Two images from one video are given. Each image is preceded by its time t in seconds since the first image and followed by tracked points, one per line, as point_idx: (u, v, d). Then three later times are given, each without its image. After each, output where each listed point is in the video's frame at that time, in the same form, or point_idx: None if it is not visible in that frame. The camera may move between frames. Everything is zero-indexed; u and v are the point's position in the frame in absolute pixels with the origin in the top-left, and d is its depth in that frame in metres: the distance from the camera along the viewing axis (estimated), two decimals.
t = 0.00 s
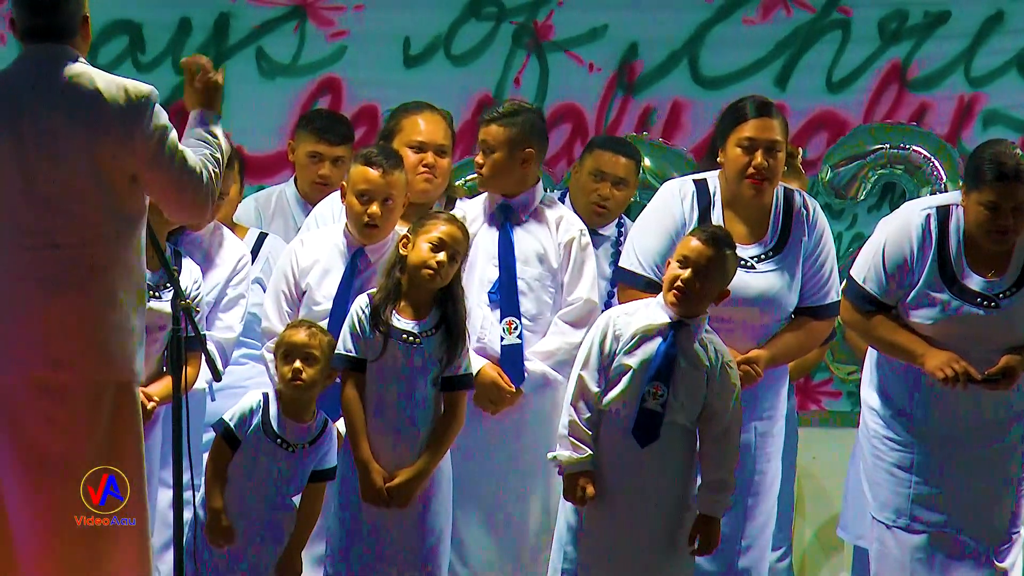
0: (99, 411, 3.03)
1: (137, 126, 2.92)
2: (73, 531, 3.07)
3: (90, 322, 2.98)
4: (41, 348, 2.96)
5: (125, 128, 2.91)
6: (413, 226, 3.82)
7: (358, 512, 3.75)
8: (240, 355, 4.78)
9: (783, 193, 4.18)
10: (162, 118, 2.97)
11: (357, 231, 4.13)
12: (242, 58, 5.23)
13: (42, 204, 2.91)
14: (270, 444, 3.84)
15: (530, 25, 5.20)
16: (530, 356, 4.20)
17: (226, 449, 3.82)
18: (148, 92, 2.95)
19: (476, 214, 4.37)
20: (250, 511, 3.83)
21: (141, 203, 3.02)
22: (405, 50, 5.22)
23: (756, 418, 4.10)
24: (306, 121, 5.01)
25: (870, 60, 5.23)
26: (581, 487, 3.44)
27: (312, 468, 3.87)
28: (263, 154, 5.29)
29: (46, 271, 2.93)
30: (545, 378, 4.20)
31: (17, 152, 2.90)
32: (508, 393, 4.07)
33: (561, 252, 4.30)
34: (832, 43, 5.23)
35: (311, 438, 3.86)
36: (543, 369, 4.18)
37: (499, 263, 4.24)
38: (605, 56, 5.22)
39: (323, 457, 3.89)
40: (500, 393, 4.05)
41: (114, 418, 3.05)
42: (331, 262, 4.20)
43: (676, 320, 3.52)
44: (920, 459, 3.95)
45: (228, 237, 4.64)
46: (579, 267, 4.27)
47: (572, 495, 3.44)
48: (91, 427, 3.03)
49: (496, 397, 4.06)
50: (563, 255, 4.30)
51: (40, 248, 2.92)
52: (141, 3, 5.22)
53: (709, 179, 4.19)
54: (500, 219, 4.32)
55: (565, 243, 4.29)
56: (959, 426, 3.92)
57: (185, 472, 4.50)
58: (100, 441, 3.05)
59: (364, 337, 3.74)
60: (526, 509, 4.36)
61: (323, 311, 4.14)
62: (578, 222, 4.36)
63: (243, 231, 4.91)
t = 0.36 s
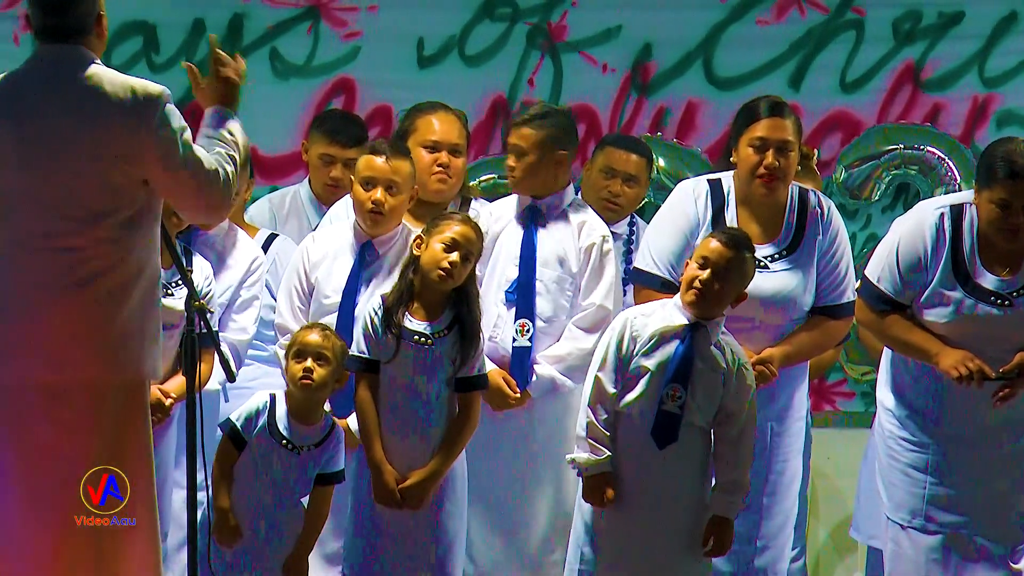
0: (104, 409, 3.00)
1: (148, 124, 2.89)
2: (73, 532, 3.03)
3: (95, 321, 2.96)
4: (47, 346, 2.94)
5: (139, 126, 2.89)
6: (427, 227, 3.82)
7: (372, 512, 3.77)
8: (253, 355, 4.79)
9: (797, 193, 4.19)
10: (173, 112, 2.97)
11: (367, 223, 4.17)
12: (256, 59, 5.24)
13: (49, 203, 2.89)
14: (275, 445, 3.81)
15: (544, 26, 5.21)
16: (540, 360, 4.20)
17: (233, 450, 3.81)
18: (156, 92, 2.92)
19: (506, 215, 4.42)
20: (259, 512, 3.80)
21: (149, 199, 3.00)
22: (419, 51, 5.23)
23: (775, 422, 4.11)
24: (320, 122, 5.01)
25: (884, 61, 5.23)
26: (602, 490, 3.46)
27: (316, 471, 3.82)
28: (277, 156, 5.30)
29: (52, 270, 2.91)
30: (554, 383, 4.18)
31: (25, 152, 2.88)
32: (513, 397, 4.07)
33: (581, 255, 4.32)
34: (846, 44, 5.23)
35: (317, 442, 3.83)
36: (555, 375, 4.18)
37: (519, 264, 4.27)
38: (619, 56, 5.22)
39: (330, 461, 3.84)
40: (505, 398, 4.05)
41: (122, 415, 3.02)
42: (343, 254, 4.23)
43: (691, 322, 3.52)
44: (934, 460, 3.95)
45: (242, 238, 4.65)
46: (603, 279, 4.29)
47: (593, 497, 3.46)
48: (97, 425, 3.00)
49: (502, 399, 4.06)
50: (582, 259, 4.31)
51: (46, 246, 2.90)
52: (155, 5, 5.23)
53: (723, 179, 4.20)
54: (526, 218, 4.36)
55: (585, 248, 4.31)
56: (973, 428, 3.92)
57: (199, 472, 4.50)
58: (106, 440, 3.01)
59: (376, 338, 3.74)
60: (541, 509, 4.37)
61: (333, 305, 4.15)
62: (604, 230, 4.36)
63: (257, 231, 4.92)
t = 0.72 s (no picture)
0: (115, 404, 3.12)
1: (165, 122, 3.06)
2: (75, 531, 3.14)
3: (102, 322, 3.07)
4: (53, 347, 3.05)
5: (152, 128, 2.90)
6: (439, 227, 3.83)
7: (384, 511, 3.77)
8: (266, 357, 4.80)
9: (809, 193, 4.20)
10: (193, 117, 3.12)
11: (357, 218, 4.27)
12: (269, 60, 5.26)
13: (74, 206, 3.02)
14: (288, 446, 3.80)
15: (555, 27, 5.22)
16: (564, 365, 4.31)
17: (244, 449, 3.79)
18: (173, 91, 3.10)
19: (536, 214, 4.35)
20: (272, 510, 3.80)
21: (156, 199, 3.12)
22: (431, 52, 5.24)
23: (786, 423, 4.12)
24: (329, 122, 5.03)
25: (895, 62, 5.23)
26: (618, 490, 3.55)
27: (326, 472, 3.81)
28: (290, 157, 5.31)
29: (59, 274, 3.04)
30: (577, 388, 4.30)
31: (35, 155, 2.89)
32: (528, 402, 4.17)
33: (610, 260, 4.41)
34: (857, 46, 5.24)
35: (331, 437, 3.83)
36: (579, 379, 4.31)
37: (550, 268, 4.28)
38: (630, 58, 5.22)
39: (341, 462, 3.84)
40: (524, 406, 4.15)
41: (133, 412, 3.14)
42: (334, 246, 4.31)
43: (709, 324, 3.60)
44: (947, 460, 3.95)
45: (257, 242, 4.66)
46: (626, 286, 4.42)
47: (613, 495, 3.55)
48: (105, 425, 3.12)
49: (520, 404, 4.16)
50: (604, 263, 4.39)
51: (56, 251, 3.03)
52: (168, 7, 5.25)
53: (736, 178, 4.20)
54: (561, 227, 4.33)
55: (617, 256, 4.43)
56: (986, 428, 3.91)
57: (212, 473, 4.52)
58: (117, 440, 3.14)
59: (387, 337, 3.76)
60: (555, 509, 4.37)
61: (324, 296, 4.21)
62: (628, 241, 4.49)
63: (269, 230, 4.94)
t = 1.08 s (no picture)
0: (125, 404, 3.14)
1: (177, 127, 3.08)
2: (75, 532, 3.15)
3: (111, 321, 3.11)
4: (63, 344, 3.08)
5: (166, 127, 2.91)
6: (455, 229, 3.84)
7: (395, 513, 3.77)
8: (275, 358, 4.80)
9: (819, 197, 4.20)
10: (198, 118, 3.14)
11: (368, 222, 4.28)
12: (279, 61, 5.28)
13: (86, 208, 3.05)
14: (302, 446, 3.80)
15: (565, 29, 5.23)
16: (575, 372, 4.33)
17: (255, 447, 3.77)
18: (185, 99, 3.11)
19: (565, 216, 4.42)
20: (280, 511, 3.80)
21: (166, 203, 3.15)
22: (440, 54, 5.25)
23: (793, 424, 4.13)
24: (338, 124, 5.05)
25: (905, 64, 5.23)
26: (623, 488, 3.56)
27: (335, 471, 3.82)
28: (300, 158, 5.33)
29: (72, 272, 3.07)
30: (586, 396, 4.32)
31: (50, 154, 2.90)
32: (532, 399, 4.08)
33: (631, 269, 4.40)
34: (867, 48, 5.24)
35: (331, 442, 3.82)
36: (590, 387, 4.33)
37: (568, 269, 4.32)
38: (640, 60, 5.23)
39: (351, 459, 3.86)
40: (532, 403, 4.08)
41: (144, 409, 3.16)
42: (343, 253, 4.32)
43: (727, 329, 3.60)
44: (957, 462, 3.95)
45: (264, 243, 4.69)
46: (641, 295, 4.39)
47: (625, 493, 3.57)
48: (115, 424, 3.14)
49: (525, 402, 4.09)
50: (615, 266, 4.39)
51: (61, 253, 3.06)
52: (178, 8, 5.27)
53: (746, 179, 4.20)
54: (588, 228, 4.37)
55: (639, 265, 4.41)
56: (996, 429, 3.91)
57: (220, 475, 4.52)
58: (127, 441, 3.16)
59: (394, 338, 3.76)
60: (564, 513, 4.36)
61: (335, 301, 4.24)
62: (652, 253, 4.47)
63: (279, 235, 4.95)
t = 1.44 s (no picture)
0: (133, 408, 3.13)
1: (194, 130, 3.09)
2: (74, 532, 3.14)
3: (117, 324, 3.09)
4: (71, 342, 3.08)
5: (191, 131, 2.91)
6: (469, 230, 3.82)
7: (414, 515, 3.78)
8: (295, 361, 4.83)
9: (829, 198, 4.20)
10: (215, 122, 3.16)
11: (410, 230, 4.21)
12: (294, 63, 5.31)
13: (103, 212, 3.05)
14: (321, 445, 3.81)
15: (581, 30, 5.25)
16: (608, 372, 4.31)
17: (275, 449, 3.78)
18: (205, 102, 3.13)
19: (576, 219, 4.41)
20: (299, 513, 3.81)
21: (180, 207, 3.15)
22: (455, 56, 5.28)
23: (809, 424, 4.14)
24: (351, 125, 5.01)
25: (920, 66, 5.24)
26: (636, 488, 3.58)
27: (354, 471, 3.84)
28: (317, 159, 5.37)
29: (81, 266, 3.06)
30: (615, 397, 4.33)
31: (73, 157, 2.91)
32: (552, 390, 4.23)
33: (644, 274, 4.37)
34: (882, 50, 5.24)
35: (354, 441, 3.84)
36: (618, 389, 4.32)
37: (579, 273, 4.32)
38: (655, 62, 5.25)
39: (365, 460, 3.86)
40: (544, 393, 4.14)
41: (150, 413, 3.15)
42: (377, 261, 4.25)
43: (747, 332, 3.61)
44: (972, 465, 3.95)
45: (281, 246, 4.69)
46: (664, 302, 4.35)
47: (639, 491, 3.58)
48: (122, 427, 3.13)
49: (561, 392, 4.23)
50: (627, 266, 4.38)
51: (66, 250, 3.06)
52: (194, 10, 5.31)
53: (756, 182, 4.22)
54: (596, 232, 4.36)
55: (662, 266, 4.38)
56: (1012, 432, 3.91)
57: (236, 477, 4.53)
58: (130, 442, 3.14)
59: (410, 340, 3.76)
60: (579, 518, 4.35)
61: (366, 307, 4.20)
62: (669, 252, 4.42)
63: (298, 238, 4.94)
